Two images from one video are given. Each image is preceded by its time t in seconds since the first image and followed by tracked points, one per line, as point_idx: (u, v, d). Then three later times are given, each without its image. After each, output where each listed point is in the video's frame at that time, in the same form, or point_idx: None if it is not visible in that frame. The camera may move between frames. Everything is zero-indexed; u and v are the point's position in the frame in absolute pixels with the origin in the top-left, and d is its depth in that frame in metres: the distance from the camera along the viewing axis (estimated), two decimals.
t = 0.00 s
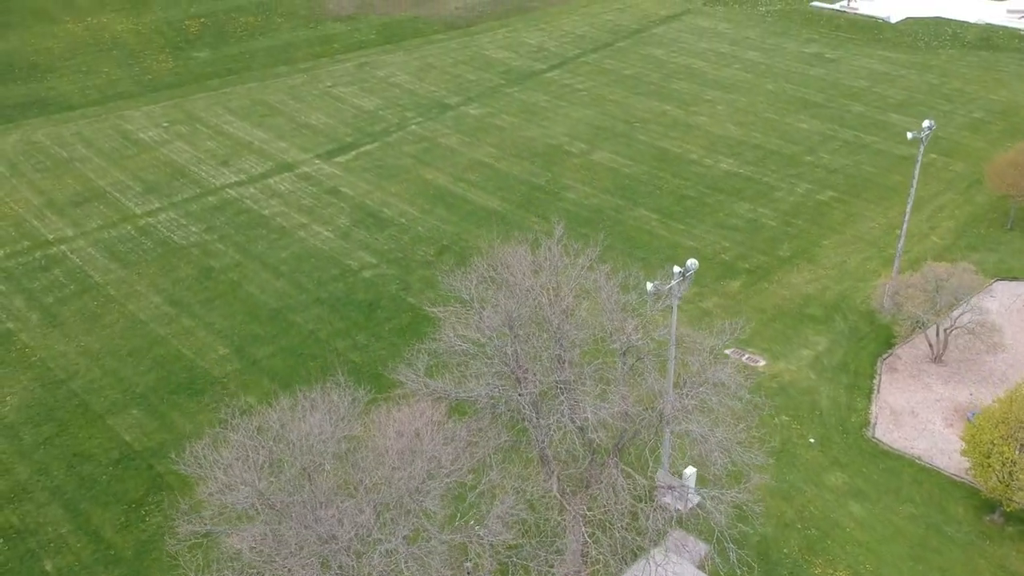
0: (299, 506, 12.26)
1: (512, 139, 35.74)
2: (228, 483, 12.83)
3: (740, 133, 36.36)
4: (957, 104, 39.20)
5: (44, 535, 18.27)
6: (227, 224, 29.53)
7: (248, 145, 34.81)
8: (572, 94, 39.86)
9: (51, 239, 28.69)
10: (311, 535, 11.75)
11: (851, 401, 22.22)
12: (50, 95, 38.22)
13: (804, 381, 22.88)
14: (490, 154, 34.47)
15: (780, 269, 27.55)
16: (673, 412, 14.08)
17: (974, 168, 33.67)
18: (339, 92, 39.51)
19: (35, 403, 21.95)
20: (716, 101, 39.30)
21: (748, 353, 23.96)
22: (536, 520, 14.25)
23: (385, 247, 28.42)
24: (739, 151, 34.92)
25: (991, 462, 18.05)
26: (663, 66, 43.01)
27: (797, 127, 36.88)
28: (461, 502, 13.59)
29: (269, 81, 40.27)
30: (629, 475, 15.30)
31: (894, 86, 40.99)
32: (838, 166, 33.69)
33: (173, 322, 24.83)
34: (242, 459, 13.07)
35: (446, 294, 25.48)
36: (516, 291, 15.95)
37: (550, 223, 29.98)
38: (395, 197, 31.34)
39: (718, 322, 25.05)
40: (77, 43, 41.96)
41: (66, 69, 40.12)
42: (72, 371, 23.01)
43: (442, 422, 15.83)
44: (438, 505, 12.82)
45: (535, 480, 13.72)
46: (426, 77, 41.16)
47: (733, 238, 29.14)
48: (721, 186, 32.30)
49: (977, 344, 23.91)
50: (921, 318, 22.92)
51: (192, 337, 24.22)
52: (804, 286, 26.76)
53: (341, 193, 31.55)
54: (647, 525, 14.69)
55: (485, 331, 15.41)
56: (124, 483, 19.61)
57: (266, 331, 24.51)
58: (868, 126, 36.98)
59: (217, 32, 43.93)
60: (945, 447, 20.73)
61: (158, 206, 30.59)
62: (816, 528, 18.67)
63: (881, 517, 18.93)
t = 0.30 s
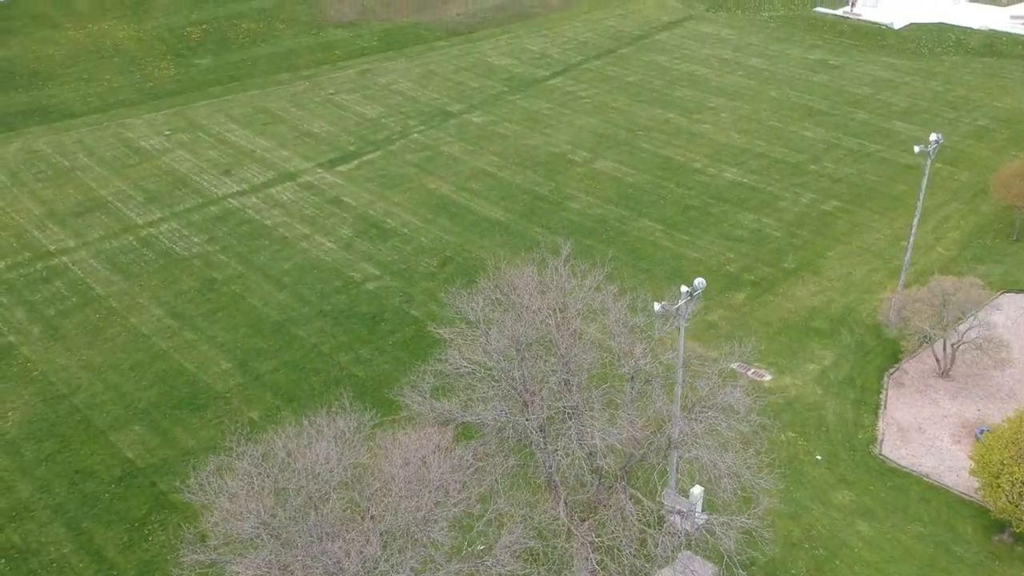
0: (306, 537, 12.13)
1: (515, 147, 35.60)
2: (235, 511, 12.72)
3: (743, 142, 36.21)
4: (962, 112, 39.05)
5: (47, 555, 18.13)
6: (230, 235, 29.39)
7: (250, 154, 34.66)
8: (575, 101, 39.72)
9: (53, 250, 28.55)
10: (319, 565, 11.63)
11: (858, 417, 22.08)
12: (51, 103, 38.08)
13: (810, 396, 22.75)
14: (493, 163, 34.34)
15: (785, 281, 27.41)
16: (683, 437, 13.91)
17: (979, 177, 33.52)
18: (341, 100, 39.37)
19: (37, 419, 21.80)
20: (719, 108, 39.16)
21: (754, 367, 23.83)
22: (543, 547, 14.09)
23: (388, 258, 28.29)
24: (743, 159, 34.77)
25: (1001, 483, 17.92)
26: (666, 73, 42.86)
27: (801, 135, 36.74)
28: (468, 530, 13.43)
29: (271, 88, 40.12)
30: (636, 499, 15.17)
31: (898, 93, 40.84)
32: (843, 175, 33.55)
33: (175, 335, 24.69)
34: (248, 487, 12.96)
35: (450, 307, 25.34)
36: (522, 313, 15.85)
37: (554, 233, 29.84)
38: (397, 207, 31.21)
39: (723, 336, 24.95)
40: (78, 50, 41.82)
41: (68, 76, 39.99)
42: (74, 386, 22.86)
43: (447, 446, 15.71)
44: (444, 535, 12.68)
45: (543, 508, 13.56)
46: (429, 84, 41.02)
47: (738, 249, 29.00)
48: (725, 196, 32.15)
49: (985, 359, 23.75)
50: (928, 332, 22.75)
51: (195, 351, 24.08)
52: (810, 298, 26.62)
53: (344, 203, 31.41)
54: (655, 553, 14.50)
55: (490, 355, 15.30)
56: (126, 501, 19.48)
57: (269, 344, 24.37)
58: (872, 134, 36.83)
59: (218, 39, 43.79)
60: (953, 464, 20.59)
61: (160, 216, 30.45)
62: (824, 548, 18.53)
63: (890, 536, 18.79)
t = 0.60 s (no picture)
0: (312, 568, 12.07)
1: (518, 156, 35.46)
2: (241, 541, 12.68)
3: (748, 151, 36.07)
4: (967, 121, 38.91)
5: None
6: (232, 246, 29.27)
7: (253, 163, 34.53)
8: (578, 110, 39.59)
9: (55, 261, 28.44)
10: None
11: (865, 433, 21.94)
12: (52, 111, 37.97)
13: (817, 412, 22.62)
14: (497, 172, 34.22)
15: (790, 293, 27.27)
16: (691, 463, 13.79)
17: (985, 187, 33.38)
18: (344, 108, 39.25)
19: (39, 435, 21.68)
20: (723, 117, 39.03)
21: (760, 382, 23.70)
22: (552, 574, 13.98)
23: (392, 270, 28.17)
24: (747, 169, 34.64)
25: (1010, 505, 17.82)
26: (670, 81, 42.72)
27: (806, 144, 36.61)
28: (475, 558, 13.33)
29: (273, 96, 39.99)
30: (644, 522, 15.13)
31: (903, 101, 40.70)
32: (848, 185, 33.41)
33: (177, 349, 24.57)
34: (255, 517, 12.93)
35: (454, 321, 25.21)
36: (528, 336, 15.83)
37: (558, 245, 29.71)
38: (401, 217, 31.09)
39: (728, 350, 24.83)
40: (79, 57, 41.69)
41: (69, 84, 39.87)
42: (76, 401, 22.74)
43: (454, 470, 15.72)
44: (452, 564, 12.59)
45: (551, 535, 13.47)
46: (432, 92, 40.89)
47: (743, 260, 28.86)
48: (730, 206, 32.01)
49: (993, 375, 23.60)
50: (934, 349, 22.57)
51: (198, 365, 23.95)
52: (816, 311, 26.48)
53: (347, 214, 31.28)
54: None
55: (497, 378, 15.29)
56: (129, 519, 19.37)
57: (272, 358, 24.24)
58: (877, 143, 36.68)
59: (220, 46, 43.66)
60: (961, 482, 20.47)
61: (162, 227, 30.33)
62: (831, 568, 18.40)
63: (898, 556, 18.66)
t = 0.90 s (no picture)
0: None
1: (521, 165, 35.34)
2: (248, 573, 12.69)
3: (752, 159, 35.93)
4: (971, 128, 38.77)
5: None
6: (235, 257, 29.12)
7: (255, 172, 34.39)
8: (581, 117, 39.45)
9: (56, 273, 28.30)
10: None
11: (872, 450, 21.80)
12: (54, 119, 37.83)
13: (823, 428, 22.48)
14: (500, 181, 34.08)
15: (796, 305, 27.12)
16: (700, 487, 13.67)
17: (991, 197, 33.25)
18: (346, 115, 39.10)
19: (41, 451, 21.55)
20: (726, 125, 38.89)
21: (766, 397, 23.56)
22: None
23: (395, 281, 28.04)
24: (751, 178, 34.49)
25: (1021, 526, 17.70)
26: (673, 88, 42.57)
27: (810, 152, 36.47)
28: None
29: (275, 104, 39.85)
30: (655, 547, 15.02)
31: (907, 109, 40.55)
32: (853, 195, 33.26)
33: (180, 363, 24.43)
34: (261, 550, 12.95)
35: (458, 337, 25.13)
36: (534, 360, 15.75)
37: (562, 255, 29.58)
38: (404, 227, 30.95)
39: (734, 364, 24.68)
40: (80, 64, 41.55)
41: (70, 91, 39.73)
42: (78, 416, 22.61)
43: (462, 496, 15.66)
44: None
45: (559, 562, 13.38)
46: (434, 99, 40.75)
47: (748, 272, 28.71)
48: (734, 216, 31.87)
49: (1000, 390, 23.46)
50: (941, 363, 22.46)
51: (200, 380, 23.81)
52: (821, 323, 26.34)
53: (350, 224, 31.15)
54: None
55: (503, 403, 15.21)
56: (132, 538, 19.26)
57: (275, 372, 24.11)
58: (881, 152, 36.56)
59: (222, 53, 43.52)
60: (969, 500, 20.34)
61: (164, 237, 30.18)
62: None
63: None
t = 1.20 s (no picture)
0: None
1: (525, 174, 35.20)
2: None
3: (756, 168, 35.78)
4: (976, 137, 38.64)
5: None
6: (237, 268, 28.99)
7: (257, 181, 34.25)
8: (585, 125, 39.32)
9: (58, 285, 28.16)
10: None
11: (879, 467, 21.66)
12: (55, 127, 37.72)
13: (830, 444, 22.35)
14: (503, 191, 33.95)
15: (802, 318, 26.98)
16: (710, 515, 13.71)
17: (996, 207, 33.11)
18: (349, 123, 38.97)
19: (42, 468, 21.40)
20: (730, 133, 38.75)
21: (772, 412, 23.42)
22: None
23: (398, 293, 27.91)
24: (756, 188, 34.33)
25: None
26: (676, 95, 42.43)
27: (814, 161, 36.33)
28: None
29: (277, 111, 39.71)
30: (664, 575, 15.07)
31: (911, 117, 40.41)
32: (857, 205, 33.13)
33: (182, 377, 24.28)
34: None
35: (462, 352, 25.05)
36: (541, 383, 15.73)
37: (566, 267, 29.45)
38: (407, 238, 30.83)
39: (739, 379, 24.56)
40: (81, 71, 41.41)
41: (71, 99, 39.60)
42: (79, 432, 22.46)
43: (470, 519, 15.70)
44: None
45: None
46: (436, 107, 40.62)
47: (753, 284, 28.57)
48: (739, 227, 31.72)
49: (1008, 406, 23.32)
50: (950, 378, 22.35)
51: (203, 394, 23.66)
52: (827, 337, 26.19)
53: (353, 234, 31.02)
54: None
55: (510, 427, 15.21)
56: (134, 558, 19.15)
57: (278, 387, 23.96)
58: (886, 161, 36.41)
59: (224, 60, 43.38)
60: (977, 519, 20.21)
61: (166, 248, 30.05)
62: None
63: None
